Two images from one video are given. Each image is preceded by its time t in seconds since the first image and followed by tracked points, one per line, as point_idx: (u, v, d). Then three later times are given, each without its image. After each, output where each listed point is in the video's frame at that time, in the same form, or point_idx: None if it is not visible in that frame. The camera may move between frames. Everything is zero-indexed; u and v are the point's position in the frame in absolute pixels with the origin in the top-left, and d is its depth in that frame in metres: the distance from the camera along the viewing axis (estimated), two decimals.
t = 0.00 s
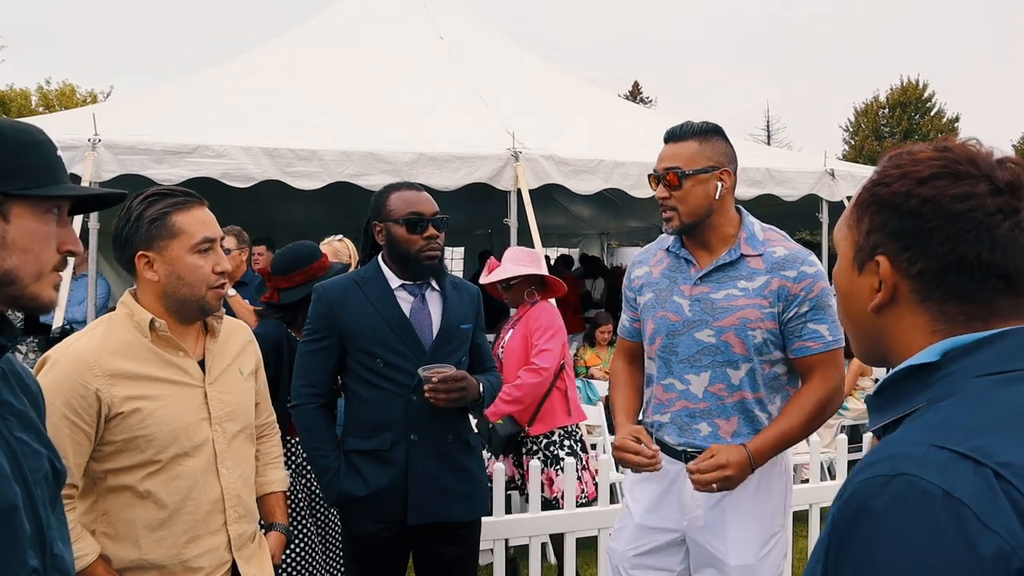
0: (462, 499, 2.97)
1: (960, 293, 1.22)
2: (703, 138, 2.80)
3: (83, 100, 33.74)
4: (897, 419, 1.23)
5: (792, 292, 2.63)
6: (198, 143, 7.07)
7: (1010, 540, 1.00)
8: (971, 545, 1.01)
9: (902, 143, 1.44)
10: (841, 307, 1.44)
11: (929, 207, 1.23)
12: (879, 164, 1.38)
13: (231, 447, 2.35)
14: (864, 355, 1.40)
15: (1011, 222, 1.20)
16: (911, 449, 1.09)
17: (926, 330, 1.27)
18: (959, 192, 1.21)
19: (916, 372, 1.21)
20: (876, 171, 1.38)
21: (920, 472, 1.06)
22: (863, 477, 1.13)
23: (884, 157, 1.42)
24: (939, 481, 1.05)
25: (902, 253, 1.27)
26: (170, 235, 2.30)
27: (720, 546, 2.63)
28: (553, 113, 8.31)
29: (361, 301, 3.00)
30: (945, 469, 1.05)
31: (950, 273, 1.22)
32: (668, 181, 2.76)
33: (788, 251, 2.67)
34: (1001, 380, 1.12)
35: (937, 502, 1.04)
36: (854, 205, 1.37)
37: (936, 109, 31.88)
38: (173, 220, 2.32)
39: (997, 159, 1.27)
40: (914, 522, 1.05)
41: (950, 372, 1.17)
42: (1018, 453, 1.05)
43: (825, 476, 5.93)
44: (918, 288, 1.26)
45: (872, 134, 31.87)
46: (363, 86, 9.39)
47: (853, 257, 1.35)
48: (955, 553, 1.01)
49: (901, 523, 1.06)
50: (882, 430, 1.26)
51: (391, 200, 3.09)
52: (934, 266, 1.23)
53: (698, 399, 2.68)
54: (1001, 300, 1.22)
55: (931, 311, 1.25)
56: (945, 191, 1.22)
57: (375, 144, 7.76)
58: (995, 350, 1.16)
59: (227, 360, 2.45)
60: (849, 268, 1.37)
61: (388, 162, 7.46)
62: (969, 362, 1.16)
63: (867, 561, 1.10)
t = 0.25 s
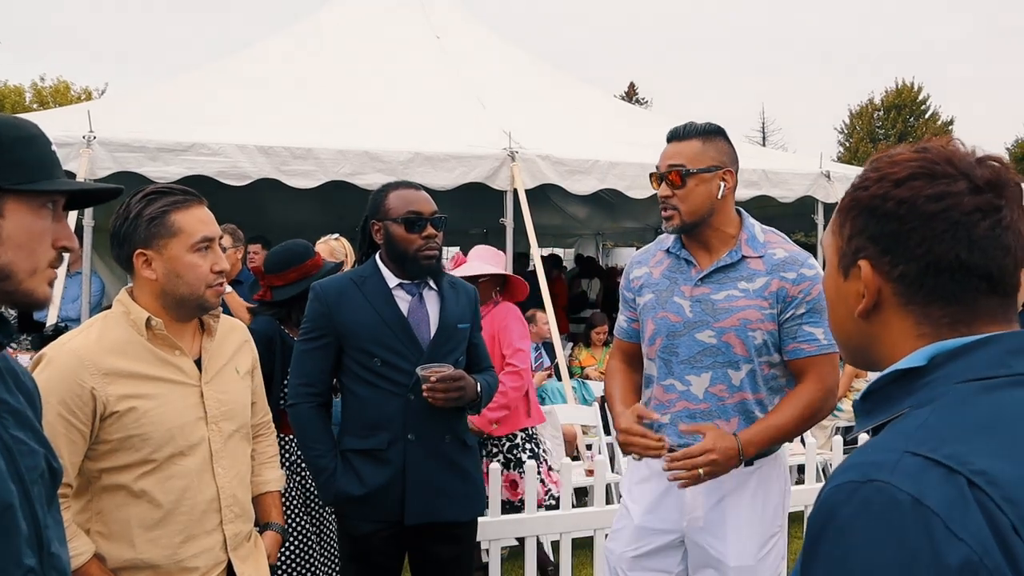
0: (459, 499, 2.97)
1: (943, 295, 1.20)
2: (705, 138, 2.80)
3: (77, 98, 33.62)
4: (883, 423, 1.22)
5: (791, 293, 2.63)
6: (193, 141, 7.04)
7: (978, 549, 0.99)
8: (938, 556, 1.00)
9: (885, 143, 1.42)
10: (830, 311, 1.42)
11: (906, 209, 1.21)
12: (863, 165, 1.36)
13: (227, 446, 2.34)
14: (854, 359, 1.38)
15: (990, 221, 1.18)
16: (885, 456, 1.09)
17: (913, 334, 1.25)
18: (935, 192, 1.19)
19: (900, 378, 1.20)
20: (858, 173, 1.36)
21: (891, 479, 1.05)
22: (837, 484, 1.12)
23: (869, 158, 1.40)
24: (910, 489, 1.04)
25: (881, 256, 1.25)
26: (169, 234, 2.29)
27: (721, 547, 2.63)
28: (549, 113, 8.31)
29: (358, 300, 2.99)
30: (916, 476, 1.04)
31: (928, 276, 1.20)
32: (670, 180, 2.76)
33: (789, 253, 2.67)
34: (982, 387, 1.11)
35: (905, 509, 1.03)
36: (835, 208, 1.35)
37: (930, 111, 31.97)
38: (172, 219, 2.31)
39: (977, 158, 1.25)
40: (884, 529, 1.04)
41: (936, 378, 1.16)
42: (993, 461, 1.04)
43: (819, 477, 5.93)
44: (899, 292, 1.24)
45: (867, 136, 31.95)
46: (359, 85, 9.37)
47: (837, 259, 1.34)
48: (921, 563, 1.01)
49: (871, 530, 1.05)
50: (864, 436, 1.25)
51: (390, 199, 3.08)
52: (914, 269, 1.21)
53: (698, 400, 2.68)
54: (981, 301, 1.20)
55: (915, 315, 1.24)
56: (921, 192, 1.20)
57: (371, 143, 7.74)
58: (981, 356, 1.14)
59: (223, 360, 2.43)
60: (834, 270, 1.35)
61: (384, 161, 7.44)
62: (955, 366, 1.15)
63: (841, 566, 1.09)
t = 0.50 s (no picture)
0: (457, 499, 2.95)
1: (949, 295, 1.20)
2: (706, 139, 2.80)
3: (73, 95, 33.53)
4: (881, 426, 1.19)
5: (791, 294, 2.62)
6: (190, 139, 7.02)
7: (964, 557, 0.98)
8: (926, 563, 0.99)
9: (895, 143, 1.41)
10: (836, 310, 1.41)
11: (914, 207, 1.20)
12: (872, 163, 1.35)
13: (226, 445, 2.33)
14: (859, 359, 1.37)
15: (998, 222, 1.17)
16: (876, 460, 1.08)
17: (917, 336, 1.24)
18: (945, 191, 1.19)
19: (901, 382, 1.18)
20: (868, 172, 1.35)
21: (880, 484, 1.05)
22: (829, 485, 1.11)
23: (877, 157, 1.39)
24: (899, 494, 1.03)
25: (887, 255, 1.24)
26: (170, 232, 2.27)
27: (721, 548, 2.62)
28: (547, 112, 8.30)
29: (357, 299, 2.98)
30: (907, 482, 1.03)
31: (935, 276, 1.20)
32: (671, 180, 2.76)
33: (789, 254, 2.67)
34: (983, 390, 1.09)
35: (893, 514, 1.02)
36: (844, 206, 1.34)
37: (926, 114, 32.05)
38: (173, 216, 2.29)
39: (990, 158, 1.24)
40: (872, 534, 1.04)
41: (936, 381, 1.13)
42: (985, 468, 1.02)
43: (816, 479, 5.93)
44: (904, 292, 1.23)
45: (863, 138, 32.01)
46: (357, 84, 9.35)
47: (844, 258, 1.33)
48: (909, 568, 1.00)
49: (861, 534, 1.05)
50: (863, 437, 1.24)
51: (389, 198, 3.07)
52: (920, 269, 1.21)
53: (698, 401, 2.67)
54: (986, 302, 1.19)
55: (921, 316, 1.23)
56: (928, 191, 1.20)
57: (368, 141, 7.73)
58: (983, 358, 1.11)
59: (222, 359, 2.41)
60: (841, 269, 1.34)
61: (382, 160, 7.43)
62: (953, 370, 1.12)
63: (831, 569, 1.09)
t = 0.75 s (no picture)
0: (451, 498, 2.94)
1: (957, 297, 1.19)
2: (705, 138, 2.79)
3: (63, 92, 33.34)
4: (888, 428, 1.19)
5: (786, 296, 2.61)
6: (183, 137, 6.98)
7: (969, 560, 0.97)
8: (928, 565, 0.99)
9: (904, 143, 1.40)
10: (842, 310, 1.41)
11: (924, 208, 1.20)
12: (882, 162, 1.34)
13: (221, 445, 2.31)
14: (868, 358, 1.37)
15: (1012, 224, 1.14)
16: (881, 462, 1.08)
17: (925, 337, 1.24)
18: (955, 191, 1.17)
19: (907, 382, 1.17)
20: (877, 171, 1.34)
21: (884, 486, 1.05)
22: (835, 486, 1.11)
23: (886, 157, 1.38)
24: (902, 496, 1.03)
25: (897, 256, 1.24)
26: (165, 230, 2.25)
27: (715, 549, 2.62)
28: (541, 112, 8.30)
29: (352, 299, 2.96)
30: (910, 484, 1.03)
31: (944, 277, 1.19)
32: (669, 179, 2.75)
33: (785, 256, 2.66)
34: (990, 393, 1.08)
35: (897, 518, 1.02)
36: (853, 206, 1.34)
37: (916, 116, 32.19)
38: (168, 214, 2.27)
39: (1003, 158, 1.22)
40: (876, 536, 1.03)
41: (942, 383, 1.13)
42: (991, 470, 1.01)
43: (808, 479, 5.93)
44: (914, 293, 1.23)
45: (854, 140, 32.14)
46: (350, 82, 9.32)
47: (854, 258, 1.33)
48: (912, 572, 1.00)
49: (864, 535, 1.05)
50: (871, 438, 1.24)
51: (385, 196, 3.06)
52: (929, 270, 1.20)
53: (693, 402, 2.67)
54: (999, 304, 1.17)
55: (930, 317, 1.23)
56: (940, 191, 1.19)
57: (361, 140, 7.70)
58: (990, 360, 1.11)
59: (218, 358, 2.40)
60: (851, 268, 1.34)
61: (375, 159, 7.41)
62: (961, 372, 1.12)
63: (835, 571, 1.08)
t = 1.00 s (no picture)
0: (445, 496, 2.93)
1: (969, 295, 1.18)
2: (701, 136, 2.78)
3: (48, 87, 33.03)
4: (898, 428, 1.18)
5: (784, 296, 2.61)
6: (172, 132, 6.92)
7: (992, 560, 0.97)
8: (951, 565, 0.98)
9: (910, 139, 1.39)
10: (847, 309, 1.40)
11: (936, 205, 1.19)
12: (890, 160, 1.33)
13: (214, 442, 2.29)
14: (877, 359, 1.36)
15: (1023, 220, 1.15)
16: (898, 461, 1.06)
17: (935, 335, 1.23)
18: (968, 188, 1.17)
19: (919, 381, 1.16)
20: (884, 170, 1.33)
21: (903, 486, 1.03)
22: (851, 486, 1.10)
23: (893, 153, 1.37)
24: (922, 496, 1.02)
25: (907, 253, 1.23)
26: (155, 225, 2.22)
27: (711, 549, 2.61)
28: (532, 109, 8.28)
29: (345, 297, 2.94)
30: (930, 483, 1.02)
31: (957, 275, 1.18)
32: (665, 178, 2.74)
33: (782, 254, 2.65)
34: (1002, 391, 1.08)
35: (918, 519, 1.01)
36: (862, 204, 1.33)
37: (904, 116, 32.34)
38: (159, 208, 2.24)
39: (1012, 155, 1.22)
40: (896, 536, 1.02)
41: (953, 381, 1.13)
42: (1011, 470, 1.02)
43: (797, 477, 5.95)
44: (925, 291, 1.22)
45: (843, 139, 32.26)
46: (340, 79, 9.27)
47: (862, 256, 1.32)
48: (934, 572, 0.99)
49: (882, 536, 1.03)
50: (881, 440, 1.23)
51: (377, 193, 3.03)
52: (941, 268, 1.19)
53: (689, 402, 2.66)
54: (1012, 302, 1.17)
55: (941, 315, 1.22)
56: (953, 187, 1.18)
57: (352, 137, 7.66)
58: (1002, 359, 1.11)
59: (210, 354, 2.37)
60: (858, 266, 1.33)
61: (365, 156, 7.37)
62: (974, 370, 1.11)
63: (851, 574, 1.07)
